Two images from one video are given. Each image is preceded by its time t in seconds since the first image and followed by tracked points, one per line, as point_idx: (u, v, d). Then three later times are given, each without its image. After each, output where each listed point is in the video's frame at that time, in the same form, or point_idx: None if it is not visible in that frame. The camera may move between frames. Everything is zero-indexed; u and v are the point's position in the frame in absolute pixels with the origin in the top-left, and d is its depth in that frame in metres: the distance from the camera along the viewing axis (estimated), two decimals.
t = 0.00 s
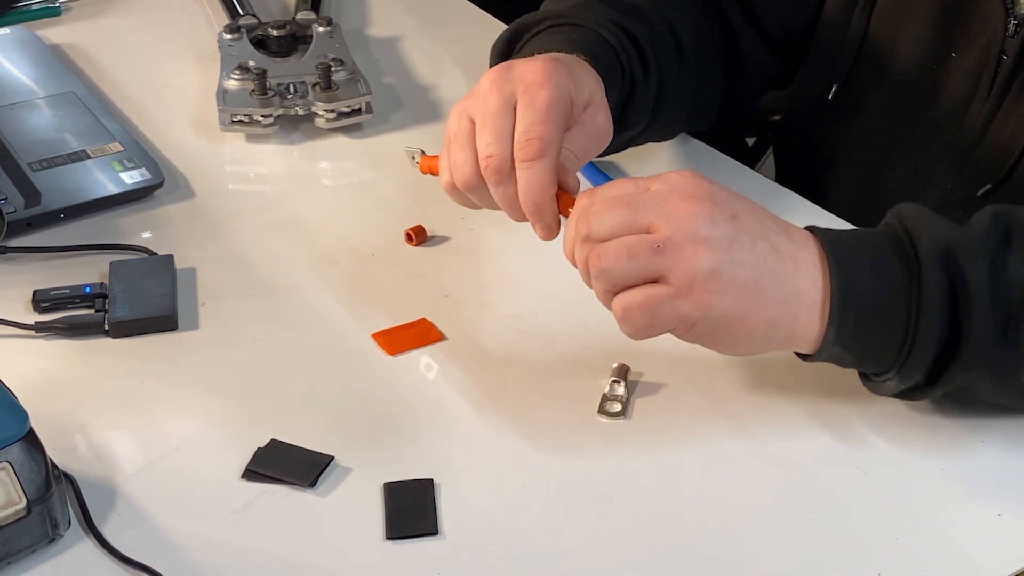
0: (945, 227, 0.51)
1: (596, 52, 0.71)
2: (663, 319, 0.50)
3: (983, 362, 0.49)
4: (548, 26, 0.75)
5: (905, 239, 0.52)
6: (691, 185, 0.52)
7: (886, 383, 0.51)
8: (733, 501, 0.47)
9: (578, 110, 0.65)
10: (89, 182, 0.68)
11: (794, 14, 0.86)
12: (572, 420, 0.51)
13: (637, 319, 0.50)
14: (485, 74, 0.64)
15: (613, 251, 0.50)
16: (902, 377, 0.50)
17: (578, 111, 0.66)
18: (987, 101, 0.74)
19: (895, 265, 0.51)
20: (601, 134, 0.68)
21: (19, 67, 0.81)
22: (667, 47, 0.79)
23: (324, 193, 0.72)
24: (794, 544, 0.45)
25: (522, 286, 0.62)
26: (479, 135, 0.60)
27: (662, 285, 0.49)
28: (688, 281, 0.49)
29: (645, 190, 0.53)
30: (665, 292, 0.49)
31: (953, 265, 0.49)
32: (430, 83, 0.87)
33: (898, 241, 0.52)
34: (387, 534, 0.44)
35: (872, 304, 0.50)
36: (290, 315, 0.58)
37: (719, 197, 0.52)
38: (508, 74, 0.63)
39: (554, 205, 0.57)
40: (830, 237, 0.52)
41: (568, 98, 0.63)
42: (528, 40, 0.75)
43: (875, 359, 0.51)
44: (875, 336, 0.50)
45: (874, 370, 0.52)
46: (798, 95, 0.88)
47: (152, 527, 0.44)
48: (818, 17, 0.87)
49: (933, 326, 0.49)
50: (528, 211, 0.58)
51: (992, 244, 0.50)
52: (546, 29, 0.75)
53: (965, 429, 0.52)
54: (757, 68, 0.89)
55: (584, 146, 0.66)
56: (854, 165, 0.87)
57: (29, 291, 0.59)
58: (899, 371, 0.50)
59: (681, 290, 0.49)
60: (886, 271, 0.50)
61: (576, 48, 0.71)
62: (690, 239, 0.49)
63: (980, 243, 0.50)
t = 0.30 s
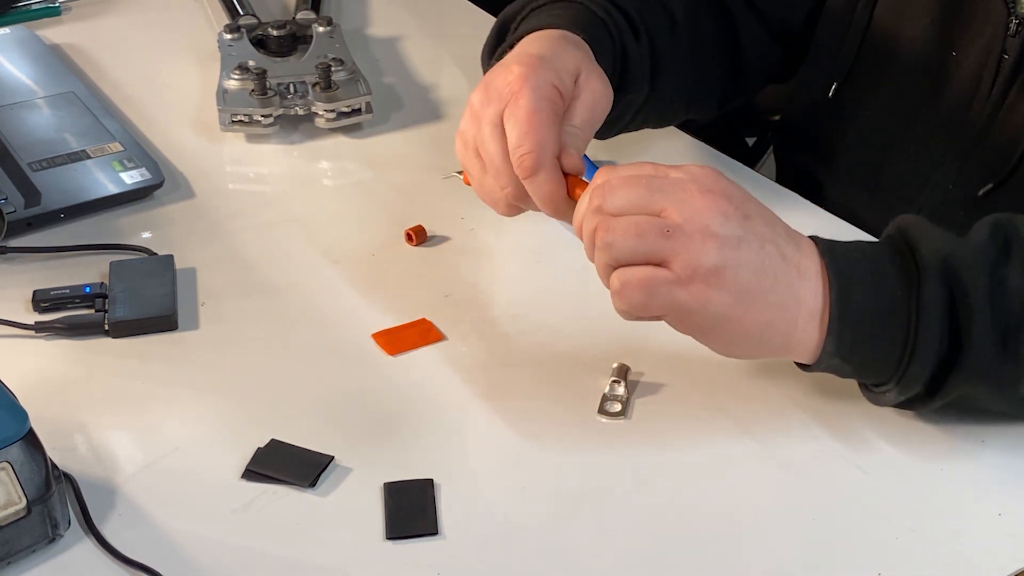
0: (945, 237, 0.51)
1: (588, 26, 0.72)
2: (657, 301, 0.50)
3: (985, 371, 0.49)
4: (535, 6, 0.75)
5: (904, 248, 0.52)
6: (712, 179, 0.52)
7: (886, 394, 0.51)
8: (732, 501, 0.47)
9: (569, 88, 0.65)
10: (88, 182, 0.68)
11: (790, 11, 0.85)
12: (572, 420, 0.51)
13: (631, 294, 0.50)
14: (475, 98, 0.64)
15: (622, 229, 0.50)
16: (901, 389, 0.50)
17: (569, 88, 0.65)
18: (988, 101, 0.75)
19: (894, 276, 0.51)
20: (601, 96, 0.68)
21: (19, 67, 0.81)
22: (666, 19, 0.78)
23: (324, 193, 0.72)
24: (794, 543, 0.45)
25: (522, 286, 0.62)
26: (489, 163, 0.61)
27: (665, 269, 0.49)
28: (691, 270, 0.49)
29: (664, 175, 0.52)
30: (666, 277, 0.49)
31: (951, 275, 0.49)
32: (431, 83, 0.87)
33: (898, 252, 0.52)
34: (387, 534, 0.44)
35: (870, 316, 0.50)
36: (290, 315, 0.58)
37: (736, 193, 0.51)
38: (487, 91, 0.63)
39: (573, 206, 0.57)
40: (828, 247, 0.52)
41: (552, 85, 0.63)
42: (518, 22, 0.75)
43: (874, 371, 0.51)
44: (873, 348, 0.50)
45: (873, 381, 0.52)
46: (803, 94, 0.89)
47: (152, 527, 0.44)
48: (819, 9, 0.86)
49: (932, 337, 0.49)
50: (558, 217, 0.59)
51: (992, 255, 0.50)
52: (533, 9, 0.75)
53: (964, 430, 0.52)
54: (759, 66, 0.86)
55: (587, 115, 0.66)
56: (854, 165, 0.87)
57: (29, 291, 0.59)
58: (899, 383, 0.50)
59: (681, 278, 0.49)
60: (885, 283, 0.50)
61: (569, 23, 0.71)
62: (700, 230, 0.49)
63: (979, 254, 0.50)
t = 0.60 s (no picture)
0: (967, 242, 0.50)
1: (581, 29, 0.72)
2: (697, 324, 0.47)
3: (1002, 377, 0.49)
4: (532, 11, 0.76)
5: (926, 254, 0.50)
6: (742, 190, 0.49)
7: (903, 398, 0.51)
8: (732, 501, 0.47)
9: (547, 90, 0.64)
10: (88, 182, 0.68)
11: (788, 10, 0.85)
12: (572, 420, 0.51)
13: (669, 315, 0.47)
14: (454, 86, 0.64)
15: (659, 253, 0.47)
16: (921, 395, 0.50)
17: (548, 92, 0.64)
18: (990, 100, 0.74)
19: (920, 285, 0.49)
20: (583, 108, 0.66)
21: (19, 67, 0.81)
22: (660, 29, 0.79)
23: (324, 193, 0.72)
24: (794, 543, 0.45)
25: (522, 286, 0.62)
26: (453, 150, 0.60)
27: (703, 290, 0.47)
28: (731, 291, 0.46)
29: (691, 187, 0.49)
30: (705, 298, 0.47)
31: (979, 284, 0.48)
32: (430, 83, 0.87)
33: (920, 256, 0.50)
34: (387, 534, 0.44)
35: (895, 326, 0.49)
36: (291, 315, 0.58)
37: (760, 201, 0.48)
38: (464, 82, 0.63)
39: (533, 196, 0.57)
40: (850, 254, 0.50)
41: (528, 81, 0.62)
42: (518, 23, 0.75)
43: (894, 377, 0.50)
44: (896, 357, 0.49)
45: (892, 386, 0.51)
46: (803, 95, 0.90)
47: (152, 527, 0.44)
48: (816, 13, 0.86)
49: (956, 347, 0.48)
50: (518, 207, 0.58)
51: (1014, 261, 0.49)
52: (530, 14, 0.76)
53: (965, 430, 0.52)
54: (753, 65, 0.86)
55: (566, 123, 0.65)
56: (855, 164, 0.87)
57: (30, 291, 0.59)
58: (920, 390, 0.50)
59: (721, 299, 0.47)
60: (910, 292, 0.49)
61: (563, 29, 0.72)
62: (737, 247, 0.46)
63: (1004, 263, 0.49)
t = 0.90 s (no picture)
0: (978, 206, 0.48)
1: (593, 38, 0.71)
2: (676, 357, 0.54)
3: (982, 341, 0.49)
4: (557, 16, 0.74)
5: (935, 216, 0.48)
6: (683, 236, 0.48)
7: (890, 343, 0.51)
8: (731, 500, 0.47)
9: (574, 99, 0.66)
10: (88, 182, 0.68)
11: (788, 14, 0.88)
12: (572, 420, 0.51)
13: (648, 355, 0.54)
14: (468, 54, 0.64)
15: (619, 326, 0.53)
16: (900, 348, 0.51)
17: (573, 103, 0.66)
18: (989, 97, 0.73)
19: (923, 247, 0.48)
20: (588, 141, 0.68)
21: (19, 67, 0.81)
22: (667, 35, 0.79)
23: (323, 193, 0.72)
24: (793, 543, 0.45)
25: (521, 286, 0.62)
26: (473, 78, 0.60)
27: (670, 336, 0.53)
28: (693, 338, 0.52)
29: (631, 249, 0.50)
30: (673, 345, 0.53)
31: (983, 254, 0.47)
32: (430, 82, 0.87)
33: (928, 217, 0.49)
34: (387, 534, 0.44)
35: (888, 287, 0.48)
36: (291, 315, 0.58)
37: (707, 242, 0.48)
38: (510, 40, 0.65)
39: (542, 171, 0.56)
40: (859, 215, 0.49)
41: (570, 75, 0.65)
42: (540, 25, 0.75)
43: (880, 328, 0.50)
44: (882, 313, 0.49)
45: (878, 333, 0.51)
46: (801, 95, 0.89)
47: (152, 527, 0.44)
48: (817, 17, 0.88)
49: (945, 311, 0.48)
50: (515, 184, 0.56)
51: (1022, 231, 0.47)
52: (555, 18, 0.75)
53: (965, 430, 0.52)
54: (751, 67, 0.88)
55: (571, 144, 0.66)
56: (857, 163, 0.87)
57: (30, 291, 0.59)
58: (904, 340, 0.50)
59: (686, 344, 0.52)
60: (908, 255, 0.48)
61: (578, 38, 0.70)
62: (687, 309, 0.50)
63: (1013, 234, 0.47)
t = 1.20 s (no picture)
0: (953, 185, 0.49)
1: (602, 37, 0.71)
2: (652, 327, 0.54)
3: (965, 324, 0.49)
4: (566, 17, 0.74)
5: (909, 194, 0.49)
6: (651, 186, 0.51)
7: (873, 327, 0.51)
8: (730, 500, 0.47)
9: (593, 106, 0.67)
10: (88, 182, 0.68)
11: (788, 14, 0.88)
12: (572, 420, 0.51)
13: (625, 328, 0.55)
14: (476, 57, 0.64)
15: (590, 281, 0.54)
16: (884, 331, 0.51)
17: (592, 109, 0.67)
18: (987, 98, 0.73)
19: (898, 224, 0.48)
20: (601, 147, 0.69)
21: (19, 67, 0.81)
22: (674, 34, 0.79)
23: (323, 193, 0.72)
24: (793, 542, 0.45)
25: (521, 286, 0.62)
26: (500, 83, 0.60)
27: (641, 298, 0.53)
28: (661, 299, 0.52)
29: (608, 202, 0.53)
30: (644, 307, 0.53)
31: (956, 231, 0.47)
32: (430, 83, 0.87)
33: (902, 195, 0.49)
34: (387, 534, 0.44)
35: (866, 265, 0.48)
36: (291, 315, 0.58)
37: (675, 193, 0.50)
38: (537, 45, 0.65)
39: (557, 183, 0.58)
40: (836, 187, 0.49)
41: (591, 84, 0.65)
42: (548, 26, 0.75)
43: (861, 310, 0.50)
44: (863, 290, 0.49)
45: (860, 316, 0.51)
46: (800, 95, 0.88)
47: (152, 527, 0.44)
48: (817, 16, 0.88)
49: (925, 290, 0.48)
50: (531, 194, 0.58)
51: (998, 212, 0.48)
52: (564, 18, 0.75)
53: (965, 429, 0.52)
54: (751, 66, 0.89)
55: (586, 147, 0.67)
56: (857, 162, 0.87)
57: (30, 291, 0.59)
58: (885, 322, 0.50)
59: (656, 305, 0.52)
60: (885, 232, 0.48)
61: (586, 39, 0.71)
62: (653, 260, 0.51)
63: (987, 212, 0.47)
